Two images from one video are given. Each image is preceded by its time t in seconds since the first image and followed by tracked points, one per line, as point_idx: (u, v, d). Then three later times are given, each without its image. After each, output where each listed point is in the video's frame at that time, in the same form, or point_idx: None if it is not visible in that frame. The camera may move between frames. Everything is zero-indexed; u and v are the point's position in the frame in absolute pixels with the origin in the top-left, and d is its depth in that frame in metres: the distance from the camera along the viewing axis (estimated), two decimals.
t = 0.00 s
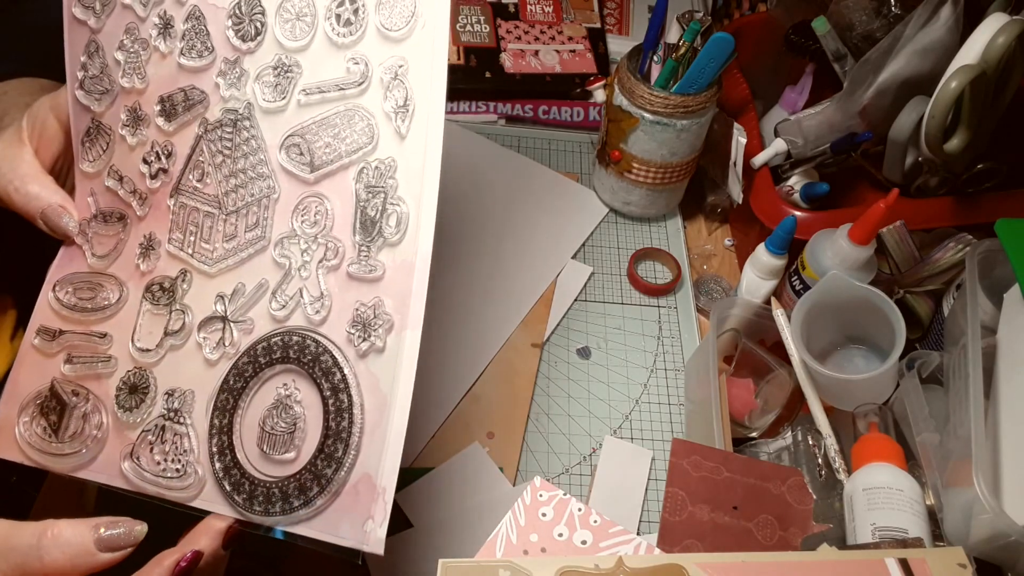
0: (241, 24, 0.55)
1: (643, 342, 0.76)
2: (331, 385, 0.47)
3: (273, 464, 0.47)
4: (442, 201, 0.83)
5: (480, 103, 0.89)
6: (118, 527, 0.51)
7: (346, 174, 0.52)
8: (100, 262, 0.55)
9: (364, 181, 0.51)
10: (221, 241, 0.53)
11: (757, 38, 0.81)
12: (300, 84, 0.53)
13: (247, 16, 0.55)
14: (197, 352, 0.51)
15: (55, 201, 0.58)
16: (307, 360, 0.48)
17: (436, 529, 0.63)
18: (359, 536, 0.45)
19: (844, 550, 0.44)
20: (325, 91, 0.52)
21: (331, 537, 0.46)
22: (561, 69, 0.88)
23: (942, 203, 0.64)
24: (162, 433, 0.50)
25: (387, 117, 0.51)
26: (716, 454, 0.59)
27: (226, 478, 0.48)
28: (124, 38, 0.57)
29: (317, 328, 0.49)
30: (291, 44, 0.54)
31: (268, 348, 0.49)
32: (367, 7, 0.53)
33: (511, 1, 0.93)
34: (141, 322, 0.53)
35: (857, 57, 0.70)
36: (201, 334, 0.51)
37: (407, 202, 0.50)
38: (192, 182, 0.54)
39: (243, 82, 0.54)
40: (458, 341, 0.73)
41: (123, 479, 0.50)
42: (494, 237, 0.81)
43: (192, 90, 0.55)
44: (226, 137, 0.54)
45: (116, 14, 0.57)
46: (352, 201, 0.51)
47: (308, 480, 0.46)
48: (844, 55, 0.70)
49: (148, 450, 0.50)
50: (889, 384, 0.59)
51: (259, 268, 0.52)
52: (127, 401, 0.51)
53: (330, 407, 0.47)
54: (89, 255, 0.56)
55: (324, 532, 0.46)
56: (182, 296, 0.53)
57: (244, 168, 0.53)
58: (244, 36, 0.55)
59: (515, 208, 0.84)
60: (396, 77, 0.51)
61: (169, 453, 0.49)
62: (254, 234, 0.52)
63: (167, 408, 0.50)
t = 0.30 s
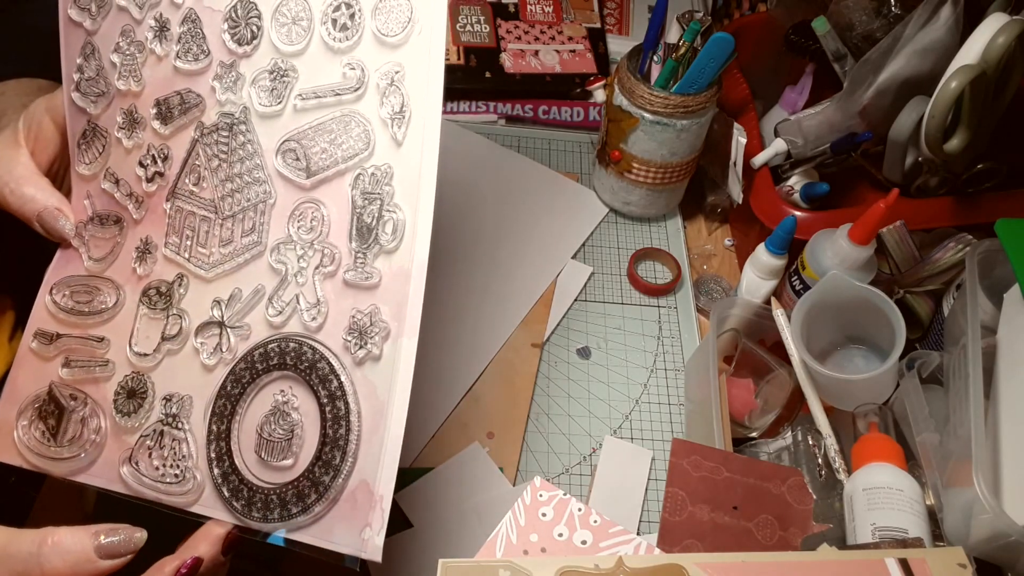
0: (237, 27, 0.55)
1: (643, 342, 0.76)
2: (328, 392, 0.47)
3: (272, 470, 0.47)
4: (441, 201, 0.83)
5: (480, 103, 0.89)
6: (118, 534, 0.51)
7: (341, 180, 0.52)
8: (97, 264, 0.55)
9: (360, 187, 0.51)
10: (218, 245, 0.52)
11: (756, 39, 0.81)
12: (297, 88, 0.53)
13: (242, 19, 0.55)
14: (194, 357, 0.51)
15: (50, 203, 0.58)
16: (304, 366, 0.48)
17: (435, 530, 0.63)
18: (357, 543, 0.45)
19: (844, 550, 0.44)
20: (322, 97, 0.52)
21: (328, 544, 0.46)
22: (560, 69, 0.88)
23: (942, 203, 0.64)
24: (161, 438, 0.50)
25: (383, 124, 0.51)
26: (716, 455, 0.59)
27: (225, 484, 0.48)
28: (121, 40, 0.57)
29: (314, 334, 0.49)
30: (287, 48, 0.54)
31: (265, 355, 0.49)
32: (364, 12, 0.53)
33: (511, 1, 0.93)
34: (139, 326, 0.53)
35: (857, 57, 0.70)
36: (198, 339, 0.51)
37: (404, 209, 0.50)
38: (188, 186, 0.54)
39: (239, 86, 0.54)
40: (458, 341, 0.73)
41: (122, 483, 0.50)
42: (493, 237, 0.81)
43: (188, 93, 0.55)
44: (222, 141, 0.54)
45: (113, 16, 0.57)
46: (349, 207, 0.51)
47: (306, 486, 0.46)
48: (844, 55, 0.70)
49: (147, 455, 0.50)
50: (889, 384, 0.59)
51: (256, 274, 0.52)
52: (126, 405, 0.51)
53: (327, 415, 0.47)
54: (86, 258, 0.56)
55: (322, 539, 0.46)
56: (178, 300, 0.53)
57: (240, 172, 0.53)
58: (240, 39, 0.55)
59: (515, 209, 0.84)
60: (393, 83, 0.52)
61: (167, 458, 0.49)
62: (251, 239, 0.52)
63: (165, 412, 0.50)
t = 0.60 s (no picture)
0: (235, 27, 0.55)
1: (643, 342, 0.76)
2: (328, 393, 0.47)
3: (273, 470, 0.47)
4: (440, 202, 0.83)
5: (480, 103, 0.89)
6: (123, 534, 0.51)
7: (340, 181, 0.52)
8: (96, 264, 0.55)
9: (359, 188, 0.51)
10: (217, 246, 0.52)
11: (756, 39, 0.82)
12: (294, 88, 0.53)
13: (240, 19, 0.55)
14: (194, 357, 0.51)
15: (49, 203, 0.58)
16: (304, 366, 0.48)
17: (435, 530, 0.63)
18: (359, 542, 0.45)
19: (844, 550, 0.44)
20: (320, 97, 0.52)
21: (330, 543, 0.46)
22: (560, 69, 0.88)
23: (942, 203, 0.64)
24: (162, 438, 0.50)
25: (382, 124, 0.51)
26: (716, 454, 0.59)
27: (227, 484, 0.48)
28: (119, 40, 0.57)
29: (313, 335, 0.49)
30: (285, 48, 0.54)
31: (265, 355, 0.49)
32: (362, 12, 0.53)
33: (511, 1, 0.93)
34: (139, 327, 0.53)
35: (857, 57, 0.70)
36: (198, 339, 0.51)
37: (402, 209, 0.50)
38: (187, 186, 0.54)
39: (238, 87, 0.54)
40: (458, 341, 0.73)
41: (123, 483, 0.50)
42: (492, 237, 0.81)
43: (186, 93, 0.55)
44: (221, 141, 0.54)
45: (112, 16, 0.57)
46: (347, 208, 0.51)
47: (308, 486, 0.46)
48: (844, 55, 0.70)
49: (148, 455, 0.50)
50: (889, 383, 0.59)
51: (254, 274, 0.52)
52: (127, 405, 0.51)
53: (327, 415, 0.47)
54: (85, 258, 0.56)
55: (323, 538, 0.46)
56: (178, 300, 0.53)
57: (239, 172, 0.53)
58: (238, 40, 0.55)
59: (515, 208, 0.84)
60: (390, 83, 0.52)
61: (169, 458, 0.49)
62: (250, 239, 0.52)
63: (166, 412, 0.50)
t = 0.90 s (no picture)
0: (236, 31, 0.55)
1: (643, 342, 0.76)
2: (328, 395, 0.47)
3: (274, 472, 0.47)
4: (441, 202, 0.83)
5: (480, 104, 0.89)
6: (125, 537, 0.51)
7: (340, 185, 0.52)
8: (97, 266, 0.55)
9: (359, 193, 0.51)
10: (217, 248, 0.52)
11: (756, 40, 0.82)
12: (295, 93, 0.53)
13: (242, 23, 0.55)
14: (194, 357, 0.51)
15: (50, 204, 0.58)
16: (304, 368, 0.48)
17: (435, 530, 0.63)
18: (359, 544, 0.45)
19: (844, 550, 0.44)
20: (321, 101, 0.52)
21: (330, 544, 0.46)
22: (560, 69, 0.88)
23: (941, 203, 0.64)
24: (163, 439, 0.50)
25: (382, 128, 0.51)
26: (716, 454, 0.59)
27: (227, 485, 0.48)
28: (121, 43, 0.57)
29: (313, 337, 0.49)
30: (286, 53, 0.54)
31: (265, 357, 0.49)
32: (364, 17, 0.53)
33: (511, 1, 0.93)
34: (139, 328, 0.53)
35: (857, 57, 0.70)
36: (198, 340, 0.51)
37: (402, 214, 0.50)
38: (188, 188, 0.54)
39: (238, 90, 0.54)
40: (458, 342, 0.73)
41: (123, 484, 0.50)
42: (492, 237, 0.81)
43: (187, 96, 0.55)
44: (222, 144, 0.54)
45: (113, 19, 0.57)
46: (347, 211, 0.51)
47: (308, 487, 0.46)
48: (844, 55, 0.70)
49: (148, 456, 0.50)
50: (889, 384, 0.59)
51: (255, 276, 0.52)
52: (127, 407, 0.51)
53: (327, 417, 0.47)
54: (86, 260, 0.56)
55: (323, 539, 0.46)
56: (179, 302, 0.53)
57: (239, 175, 0.53)
58: (240, 43, 0.55)
59: (515, 209, 0.84)
60: (391, 89, 0.52)
61: (169, 459, 0.49)
62: (250, 242, 0.52)
63: (167, 413, 0.50)
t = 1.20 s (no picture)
0: (237, 26, 0.55)
1: (643, 342, 0.76)
2: (326, 388, 0.47)
3: (270, 466, 0.47)
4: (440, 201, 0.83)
5: (481, 103, 0.89)
6: (122, 534, 0.51)
7: (340, 178, 0.52)
8: (97, 261, 0.55)
9: (359, 185, 0.51)
10: (216, 242, 0.52)
11: (757, 38, 0.81)
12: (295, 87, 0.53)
13: (242, 18, 0.55)
14: (193, 353, 0.51)
15: (51, 200, 0.58)
16: (302, 362, 0.48)
17: (435, 529, 0.63)
18: (355, 538, 0.45)
19: (844, 550, 0.44)
20: (321, 95, 0.52)
21: (326, 539, 0.46)
22: (561, 69, 0.88)
23: (941, 203, 0.64)
24: (160, 433, 0.50)
25: (382, 122, 0.51)
26: (716, 454, 0.59)
27: (223, 479, 0.48)
28: (121, 39, 0.57)
29: (312, 330, 0.49)
30: (287, 47, 0.54)
31: (264, 350, 0.49)
32: (364, 11, 0.53)
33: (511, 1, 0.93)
34: (138, 322, 0.53)
35: (857, 57, 0.70)
36: (197, 335, 0.51)
37: (402, 207, 0.50)
38: (187, 183, 0.54)
39: (239, 85, 0.54)
40: (458, 342, 0.73)
41: (120, 478, 0.50)
42: (492, 235, 0.81)
43: (188, 91, 0.55)
44: (221, 139, 0.54)
45: (114, 15, 0.57)
46: (345, 204, 0.51)
47: (304, 481, 0.46)
48: (844, 55, 0.70)
49: (145, 450, 0.50)
50: (889, 383, 0.59)
51: (254, 270, 0.52)
52: (125, 401, 0.51)
53: (325, 410, 0.47)
54: (85, 255, 0.56)
55: (319, 533, 0.46)
56: (178, 297, 0.53)
57: (239, 169, 0.53)
58: (240, 38, 0.55)
59: (515, 208, 0.84)
60: (391, 82, 0.52)
61: (166, 453, 0.49)
62: (249, 235, 0.52)
63: (165, 407, 0.50)
